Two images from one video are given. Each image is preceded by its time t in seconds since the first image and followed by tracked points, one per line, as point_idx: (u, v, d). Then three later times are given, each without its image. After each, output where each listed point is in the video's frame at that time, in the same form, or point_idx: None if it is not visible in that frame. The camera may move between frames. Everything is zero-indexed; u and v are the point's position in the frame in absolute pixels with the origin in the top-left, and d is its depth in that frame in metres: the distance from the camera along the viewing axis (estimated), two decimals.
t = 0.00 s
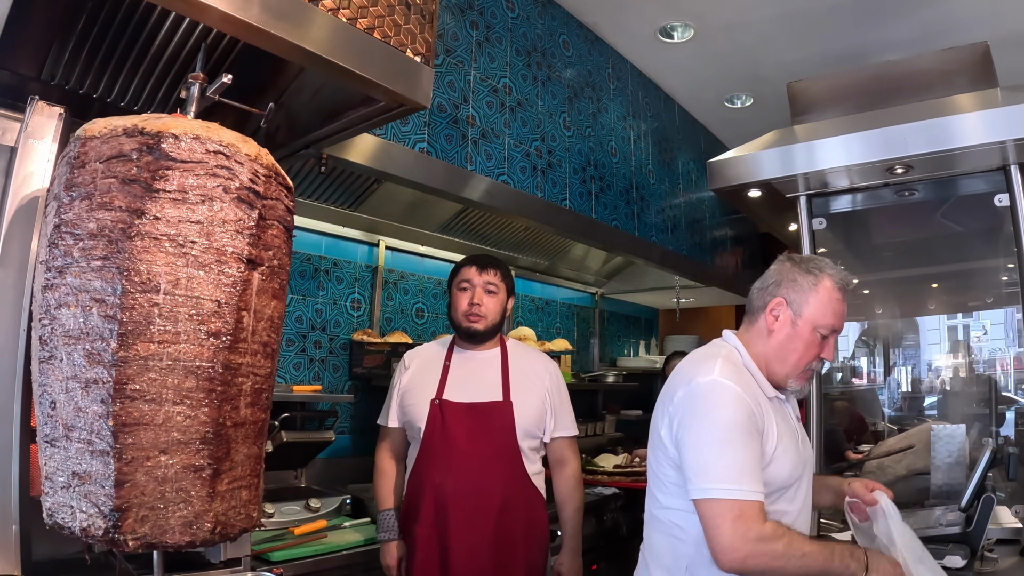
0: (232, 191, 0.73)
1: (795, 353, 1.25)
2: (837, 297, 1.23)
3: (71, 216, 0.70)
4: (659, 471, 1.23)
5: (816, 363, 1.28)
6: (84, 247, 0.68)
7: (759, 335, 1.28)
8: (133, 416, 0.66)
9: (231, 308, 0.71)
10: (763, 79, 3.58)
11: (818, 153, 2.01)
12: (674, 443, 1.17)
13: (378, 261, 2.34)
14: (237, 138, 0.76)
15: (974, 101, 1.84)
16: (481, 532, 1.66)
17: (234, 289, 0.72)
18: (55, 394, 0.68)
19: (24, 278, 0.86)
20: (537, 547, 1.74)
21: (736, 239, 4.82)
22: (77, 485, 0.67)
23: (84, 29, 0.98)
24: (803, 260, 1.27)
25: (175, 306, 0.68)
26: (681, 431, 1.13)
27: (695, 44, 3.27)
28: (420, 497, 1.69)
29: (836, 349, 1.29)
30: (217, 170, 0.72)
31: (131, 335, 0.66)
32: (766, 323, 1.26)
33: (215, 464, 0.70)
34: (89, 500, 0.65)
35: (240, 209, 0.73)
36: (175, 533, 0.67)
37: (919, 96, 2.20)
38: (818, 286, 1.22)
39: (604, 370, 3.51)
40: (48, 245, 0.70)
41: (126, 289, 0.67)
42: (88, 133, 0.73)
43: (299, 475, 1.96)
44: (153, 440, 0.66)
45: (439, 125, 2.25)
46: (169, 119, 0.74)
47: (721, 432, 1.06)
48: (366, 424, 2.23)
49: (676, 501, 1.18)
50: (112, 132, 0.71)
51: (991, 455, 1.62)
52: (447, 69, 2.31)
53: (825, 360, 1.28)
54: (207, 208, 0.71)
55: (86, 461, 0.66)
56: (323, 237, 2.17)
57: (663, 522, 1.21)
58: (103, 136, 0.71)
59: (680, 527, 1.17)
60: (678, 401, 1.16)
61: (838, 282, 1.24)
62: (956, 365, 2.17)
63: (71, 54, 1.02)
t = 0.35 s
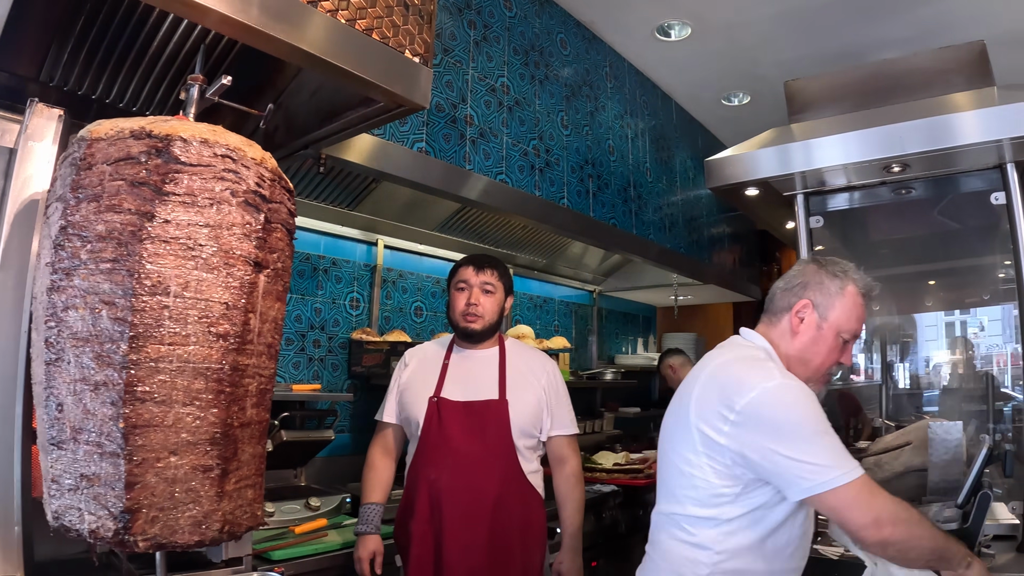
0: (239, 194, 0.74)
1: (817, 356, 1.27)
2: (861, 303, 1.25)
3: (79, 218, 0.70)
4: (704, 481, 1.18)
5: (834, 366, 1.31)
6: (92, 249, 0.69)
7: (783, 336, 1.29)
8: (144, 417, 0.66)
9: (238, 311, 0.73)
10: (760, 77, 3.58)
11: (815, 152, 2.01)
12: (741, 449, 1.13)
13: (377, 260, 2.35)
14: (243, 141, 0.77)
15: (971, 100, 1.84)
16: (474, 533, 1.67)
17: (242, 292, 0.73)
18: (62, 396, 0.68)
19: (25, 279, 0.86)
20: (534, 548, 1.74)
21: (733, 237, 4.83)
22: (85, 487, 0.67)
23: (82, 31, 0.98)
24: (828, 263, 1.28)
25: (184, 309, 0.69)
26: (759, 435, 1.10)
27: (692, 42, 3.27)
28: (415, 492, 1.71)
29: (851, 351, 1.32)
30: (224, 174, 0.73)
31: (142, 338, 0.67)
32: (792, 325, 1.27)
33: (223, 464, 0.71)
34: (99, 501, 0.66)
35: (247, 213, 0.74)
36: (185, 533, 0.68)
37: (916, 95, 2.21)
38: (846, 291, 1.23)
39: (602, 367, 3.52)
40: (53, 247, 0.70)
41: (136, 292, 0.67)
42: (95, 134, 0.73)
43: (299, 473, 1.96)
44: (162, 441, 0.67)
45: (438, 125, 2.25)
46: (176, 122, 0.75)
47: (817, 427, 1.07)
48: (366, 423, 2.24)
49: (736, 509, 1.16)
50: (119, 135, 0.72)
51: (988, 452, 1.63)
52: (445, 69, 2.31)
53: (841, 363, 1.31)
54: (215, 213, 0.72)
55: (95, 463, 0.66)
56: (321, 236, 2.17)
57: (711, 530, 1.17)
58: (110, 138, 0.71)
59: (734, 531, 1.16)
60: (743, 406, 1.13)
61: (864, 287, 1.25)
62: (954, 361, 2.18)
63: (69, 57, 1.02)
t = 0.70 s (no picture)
0: (255, 209, 0.76)
1: (834, 366, 1.28)
2: (879, 314, 1.27)
3: (97, 232, 0.70)
4: (713, 487, 1.19)
5: (847, 376, 1.32)
6: (112, 264, 0.69)
7: (801, 344, 1.29)
8: (168, 429, 0.68)
9: (256, 323, 0.74)
10: (758, 78, 3.60)
11: (814, 156, 2.02)
12: (747, 460, 1.13)
13: (378, 262, 2.36)
14: (257, 157, 0.78)
15: (969, 105, 1.86)
16: (476, 534, 1.69)
17: (259, 304, 0.75)
18: (82, 410, 0.68)
19: (32, 287, 0.85)
20: (535, 552, 1.75)
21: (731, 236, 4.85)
22: (106, 499, 0.68)
23: (86, 38, 0.98)
24: (848, 274, 1.29)
25: (205, 322, 0.71)
26: (760, 449, 1.09)
27: (691, 44, 3.28)
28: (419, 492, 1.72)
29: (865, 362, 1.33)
30: (242, 190, 0.75)
31: (166, 352, 0.68)
32: (812, 334, 1.27)
33: (243, 473, 0.72)
34: (122, 513, 0.67)
35: (264, 229, 0.76)
36: (206, 541, 0.69)
37: (913, 98, 2.22)
38: (867, 302, 1.24)
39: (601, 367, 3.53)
40: (70, 261, 0.70)
41: (159, 307, 0.69)
42: (110, 147, 0.73)
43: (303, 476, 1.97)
44: (186, 453, 0.68)
45: (439, 130, 2.25)
46: (192, 137, 0.76)
47: (814, 447, 1.04)
48: (368, 425, 2.25)
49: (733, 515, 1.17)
50: (136, 149, 0.72)
51: (984, 454, 1.66)
52: (447, 74, 2.31)
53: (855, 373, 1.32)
54: (234, 228, 0.74)
55: (117, 476, 0.67)
56: (323, 239, 2.18)
57: (718, 536, 1.19)
58: (128, 152, 0.72)
59: (737, 540, 1.17)
60: (751, 417, 1.12)
61: (883, 299, 1.27)
62: (951, 357, 2.20)
63: (73, 64, 1.02)
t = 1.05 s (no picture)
0: (266, 218, 0.77)
1: (815, 364, 1.29)
2: (861, 311, 1.27)
3: (111, 239, 0.71)
4: (679, 478, 1.25)
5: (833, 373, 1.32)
6: (127, 271, 0.70)
7: (781, 344, 1.32)
8: (184, 433, 0.69)
9: (266, 328, 0.76)
10: (756, 78, 3.61)
11: (811, 158, 2.04)
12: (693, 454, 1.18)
13: (377, 261, 2.37)
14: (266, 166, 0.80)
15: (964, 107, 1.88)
16: (476, 530, 1.71)
17: (269, 310, 0.77)
18: (97, 415, 0.69)
19: (38, 292, 0.85)
20: (533, 550, 1.77)
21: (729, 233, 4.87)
22: (122, 502, 0.69)
23: (88, 44, 0.98)
24: (829, 274, 1.31)
25: (219, 329, 0.72)
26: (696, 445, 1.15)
27: (689, 44, 3.29)
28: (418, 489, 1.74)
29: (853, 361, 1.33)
30: (253, 199, 0.77)
31: (183, 357, 0.70)
32: (790, 333, 1.30)
33: (255, 475, 0.74)
34: (139, 515, 0.69)
35: (274, 237, 0.78)
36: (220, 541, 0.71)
37: (910, 99, 2.24)
38: (844, 299, 1.26)
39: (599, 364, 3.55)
40: (82, 267, 0.71)
41: (176, 314, 0.70)
42: (123, 154, 0.74)
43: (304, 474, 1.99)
44: (201, 456, 0.70)
45: (439, 132, 2.26)
46: (203, 145, 0.77)
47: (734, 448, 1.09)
48: (368, 423, 2.26)
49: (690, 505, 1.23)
50: (149, 158, 0.73)
51: (977, 452, 1.69)
52: (446, 76, 2.32)
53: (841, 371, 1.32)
54: (246, 237, 0.75)
55: (133, 479, 0.69)
56: (323, 239, 2.20)
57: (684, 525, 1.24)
58: (140, 160, 0.73)
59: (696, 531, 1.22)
60: (698, 414, 1.17)
61: (863, 296, 1.28)
62: (947, 352, 2.22)
63: (75, 69, 1.02)
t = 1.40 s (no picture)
0: (271, 217, 0.78)
1: (787, 345, 1.29)
2: (828, 287, 1.28)
3: (120, 237, 0.71)
4: (678, 469, 1.26)
5: (812, 353, 1.30)
6: (138, 269, 0.70)
7: (756, 330, 1.35)
8: (195, 428, 0.70)
9: (272, 326, 0.78)
10: (752, 72, 3.62)
11: (807, 152, 2.04)
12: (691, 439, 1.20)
13: (375, 256, 2.38)
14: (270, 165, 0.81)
15: (960, 102, 1.88)
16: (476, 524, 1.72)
17: (275, 307, 0.78)
18: (105, 413, 0.69)
19: (37, 290, 0.85)
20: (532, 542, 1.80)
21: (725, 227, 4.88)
22: (131, 498, 0.70)
23: (85, 41, 0.99)
24: (797, 257, 1.33)
25: (228, 325, 0.73)
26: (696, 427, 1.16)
27: (685, 39, 3.29)
28: (417, 485, 1.75)
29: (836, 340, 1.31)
30: (259, 199, 0.78)
31: (194, 354, 0.71)
32: (760, 319, 1.33)
33: (259, 468, 0.76)
34: (149, 510, 0.69)
35: (278, 235, 0.79)
36: (228, 533, 0.73)
37: (904, 93, 2.24)
38: (803, 277, 1.28)
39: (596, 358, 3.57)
40: (91, 264, 0.71)
41: (187, 311, 0.71)
42: (130, 150, 0.74)
43: (303, 469, 2.00)
44: (210, 450, 0.71)
45: (434, 128, 2.26)
46: (210, 144, 0.78)
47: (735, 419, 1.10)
48: (367, 418, 2.27)
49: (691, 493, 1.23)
50: (158, 156, 0.73)
51: (970, 445, 1.71)
52: (441, 71, 2.32)
53: (822, 351, 1.30)
54: (253, 236, 0.76)
55: (142, 475, 0.69)
56: (320, 234, 2.20)
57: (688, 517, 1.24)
58: (150, 158, 0.73)
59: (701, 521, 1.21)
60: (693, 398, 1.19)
61: (826, 272, 1.28)
62: (944, 345, 2.23)
63: (72, 66, 1.03)
